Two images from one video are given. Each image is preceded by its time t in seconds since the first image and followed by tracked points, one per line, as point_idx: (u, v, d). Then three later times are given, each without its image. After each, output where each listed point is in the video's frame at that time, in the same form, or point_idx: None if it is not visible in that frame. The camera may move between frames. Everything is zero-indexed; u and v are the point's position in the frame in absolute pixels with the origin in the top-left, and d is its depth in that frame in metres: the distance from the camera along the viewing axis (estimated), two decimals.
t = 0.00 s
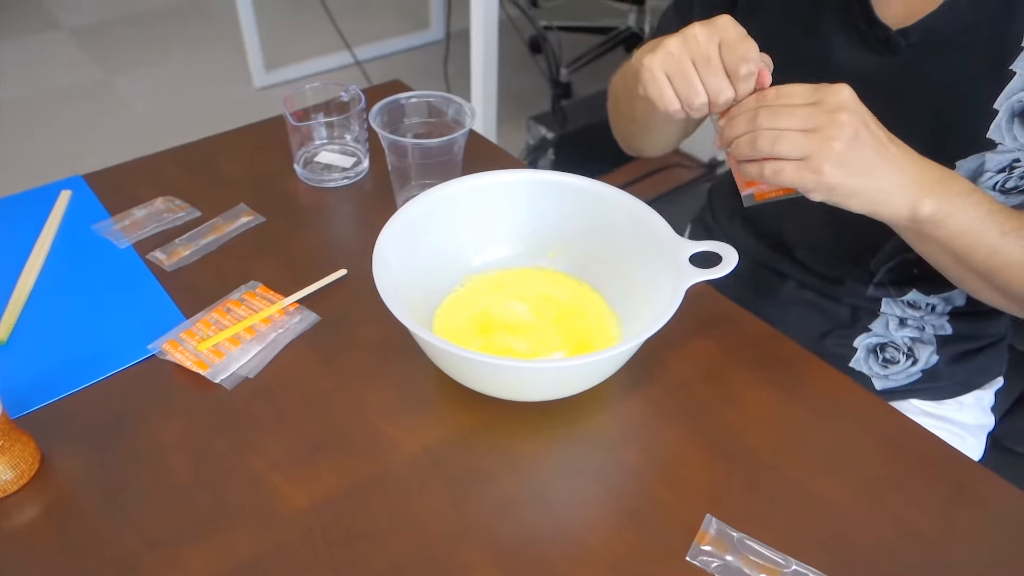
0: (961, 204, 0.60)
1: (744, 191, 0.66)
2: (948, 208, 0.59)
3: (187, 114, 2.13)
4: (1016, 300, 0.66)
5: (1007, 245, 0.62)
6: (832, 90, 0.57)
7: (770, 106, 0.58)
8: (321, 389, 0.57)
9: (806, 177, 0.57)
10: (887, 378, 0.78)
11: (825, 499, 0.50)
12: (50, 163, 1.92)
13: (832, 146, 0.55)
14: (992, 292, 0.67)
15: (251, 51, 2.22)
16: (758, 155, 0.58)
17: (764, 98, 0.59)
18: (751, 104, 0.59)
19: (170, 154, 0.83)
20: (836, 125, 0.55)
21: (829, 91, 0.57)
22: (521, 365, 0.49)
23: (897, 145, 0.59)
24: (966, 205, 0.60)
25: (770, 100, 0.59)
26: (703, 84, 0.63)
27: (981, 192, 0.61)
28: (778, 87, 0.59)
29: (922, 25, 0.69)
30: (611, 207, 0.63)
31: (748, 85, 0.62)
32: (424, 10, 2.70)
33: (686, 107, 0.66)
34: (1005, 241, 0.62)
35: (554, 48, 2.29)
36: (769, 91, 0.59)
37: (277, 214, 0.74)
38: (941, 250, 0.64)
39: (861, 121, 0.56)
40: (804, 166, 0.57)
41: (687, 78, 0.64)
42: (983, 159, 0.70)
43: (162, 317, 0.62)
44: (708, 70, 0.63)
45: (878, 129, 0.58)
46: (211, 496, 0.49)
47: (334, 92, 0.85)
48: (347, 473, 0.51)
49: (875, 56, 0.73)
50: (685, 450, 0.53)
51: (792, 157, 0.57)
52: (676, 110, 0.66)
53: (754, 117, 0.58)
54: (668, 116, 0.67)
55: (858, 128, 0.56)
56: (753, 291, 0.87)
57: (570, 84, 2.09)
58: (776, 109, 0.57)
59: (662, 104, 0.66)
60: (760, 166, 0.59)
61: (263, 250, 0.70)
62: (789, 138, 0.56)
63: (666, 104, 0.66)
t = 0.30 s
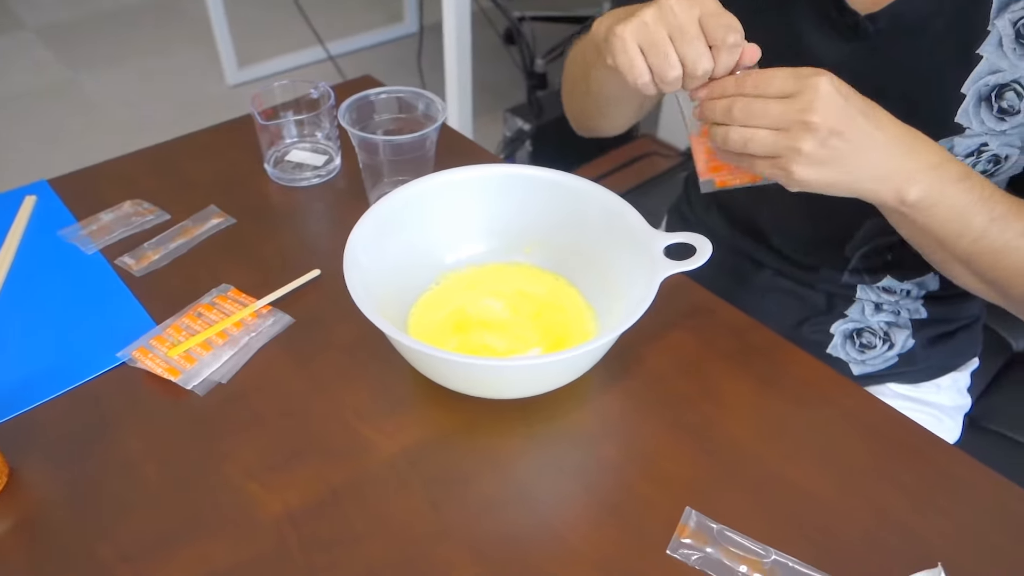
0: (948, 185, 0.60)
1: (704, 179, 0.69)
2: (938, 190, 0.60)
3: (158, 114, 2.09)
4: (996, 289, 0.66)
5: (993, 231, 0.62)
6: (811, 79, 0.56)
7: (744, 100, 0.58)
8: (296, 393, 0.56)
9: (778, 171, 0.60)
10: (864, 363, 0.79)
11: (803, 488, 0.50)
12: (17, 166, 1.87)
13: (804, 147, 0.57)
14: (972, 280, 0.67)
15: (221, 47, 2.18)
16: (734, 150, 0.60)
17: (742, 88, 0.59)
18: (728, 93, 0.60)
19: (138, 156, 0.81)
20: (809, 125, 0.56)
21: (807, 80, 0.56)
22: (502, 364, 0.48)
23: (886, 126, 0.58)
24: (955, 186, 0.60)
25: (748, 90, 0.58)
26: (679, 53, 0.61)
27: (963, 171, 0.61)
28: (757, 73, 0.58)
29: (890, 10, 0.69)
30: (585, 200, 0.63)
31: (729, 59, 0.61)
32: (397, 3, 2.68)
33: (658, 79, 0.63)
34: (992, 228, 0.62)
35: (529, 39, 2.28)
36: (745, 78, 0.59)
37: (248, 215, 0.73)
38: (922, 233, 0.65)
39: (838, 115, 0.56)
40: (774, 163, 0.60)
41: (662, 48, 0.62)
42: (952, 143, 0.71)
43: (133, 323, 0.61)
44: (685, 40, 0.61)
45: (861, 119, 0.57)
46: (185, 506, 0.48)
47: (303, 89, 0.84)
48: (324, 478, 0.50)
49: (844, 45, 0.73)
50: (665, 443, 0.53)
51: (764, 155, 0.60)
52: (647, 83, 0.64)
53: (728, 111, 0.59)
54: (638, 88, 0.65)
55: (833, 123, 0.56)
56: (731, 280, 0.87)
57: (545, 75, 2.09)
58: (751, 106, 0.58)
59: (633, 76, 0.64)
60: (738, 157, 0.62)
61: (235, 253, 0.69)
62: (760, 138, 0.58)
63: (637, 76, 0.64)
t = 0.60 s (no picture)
0: (908, 160, 0.60)
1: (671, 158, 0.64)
2: (894, 161, 0.59)
3: (155, 119, 2.09)
4: (955, 279, 0.67)
5: (952, 211, 0.62)
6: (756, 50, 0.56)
7: (695, 77, 0.58)
8: (292, 396, 0.56)
9: (735, 146, 0.59)
10: (863, 355, 0.80)
11: (798, 484, 0.50)
12: (15, 173, 1.88)
13: (757, 119, 0.57)
14: (932, 267, 0.67)
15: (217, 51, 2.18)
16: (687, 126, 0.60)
17: (692, 61, 0.58)
18: (678, 68, 0.59)
19: (133, 162, 0.82)
20: (757, 97, 0.56)
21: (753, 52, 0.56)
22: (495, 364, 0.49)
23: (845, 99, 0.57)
24: (914, 160, 0.60)
25: (696, 65, 0.58)
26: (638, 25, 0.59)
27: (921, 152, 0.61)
28: (708, 44, 0.58)
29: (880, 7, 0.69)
30: (577, 200, 0.63)
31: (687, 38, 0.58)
32: (393, 6, 2.68)
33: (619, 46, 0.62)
34: (950, 208, 0.62)
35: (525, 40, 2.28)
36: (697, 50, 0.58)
37: (244, 220, 0.73)
38: (882, 214, 0.64)
39: (789, 87, 0.56)
40: (730, 137, 0.59)
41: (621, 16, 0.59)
42: (941, 135, 0.71)
43: (128, 328, 0.61)
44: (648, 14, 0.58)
45: (817, 90, 0.56)
46: (182, 510, 0.49)
47: (297, 93, 0.84)
48: (321, 481, 0.50)
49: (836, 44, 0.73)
50: (660, 442, 0.53)
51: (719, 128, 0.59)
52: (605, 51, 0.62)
53: (681, 87, 0.59)
54: (591, 46, 0.63)
55: (787, 95, 0.56)
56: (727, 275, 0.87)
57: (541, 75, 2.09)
58: (700, 81, 0.58)
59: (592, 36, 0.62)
60: (695, 134, 0.61)
61: (230, 257, 0.69)
62: (712, 112, 0.58)
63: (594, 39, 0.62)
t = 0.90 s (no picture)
0: (872, 136, 0.57)
1: (631, 168, 0.60)
2: (857, 138, 0.56)
3: (165, 114, 2.10)
4: (927, 271, 0.63)
5: (920, 193, 0.59)
6: (714, 34, 0.52)
7: (655, 78, 0.54)
8: (302, 391, 0.56)
9: (713, 142, 0.56)
10: (872, 359, 0.79)
11: (808, 487, 0.50)
12: (26, 166, 1.89)
13: (734, 105, 0.53)
14: (903, 258, 0.64)
15: (228, 47, 2.18)
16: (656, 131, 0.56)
17: (645, 61, 0.54)
18: (632, 74, 0.56)
19: (146, 156, 0.82)
20: (729, 81, 0.52)
21: (713, 36, 0.52)
22: (506, 363, 0.49)
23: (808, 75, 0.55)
24: (878, 137, 0.57)
25: (651, 66, 0.54)
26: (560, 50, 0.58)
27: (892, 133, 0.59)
28: (657, 39, 0.53)
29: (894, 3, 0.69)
30: (589, 199, 0.63)
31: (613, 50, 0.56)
32: (402, 3, 2.68)
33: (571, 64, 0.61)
34: (918, 190, 0.59)
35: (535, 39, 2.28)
36: (646, 47, 0.54)
37: (254, 215, 0.73)
38: (845, 200, 0.61)
39: (758, 68, 0.53)
40: (707, 132, 0.55)
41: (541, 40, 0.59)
42: (952, 130, 0.69)
43: (140, 320, 0.62)
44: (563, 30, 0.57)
45: (781, 68, 0.53)
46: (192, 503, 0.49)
47: (310, 89, 0.84)
48: (330, 476, 0.50)
49: (852, 42, 0.73)
50: (669, 442, 0.53)
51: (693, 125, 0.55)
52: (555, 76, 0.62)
53: (640, 91, 0.55)
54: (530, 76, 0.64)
55: (758, 76, 0.53)
56: (739, 276, 0.87)
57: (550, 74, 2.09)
58: (661, 81, 0.54)
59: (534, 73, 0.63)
60: (664, 139, 0.57)
61: (241, 252, 0.69)
62: (681, 110, 0.54)
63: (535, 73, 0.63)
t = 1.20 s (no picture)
0: (847, 142, 0.57)
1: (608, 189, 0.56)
2: (832, 145, 0.56)
3: (169, 111, 2.10)
4: (911, 275, 0.63)
5: (896, 201, 0.58)
6: (706, 37, 0.50)
7: (647, 79, 0.51)
8: (308, 388, 0.56)
9: (704, 147, 0.53)
10: (879, 365, 0.78)
11: (815, 491, 0.50)
12: (31, 161, 1.88)
13: (729, 107, 0.51)
14: (886, 263, 0.64)
15: (235, 46, 2.18)
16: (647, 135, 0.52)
17: (636, 64, 0.52)
18: (621, 77, 0.53)
19: (152, 151, 0.82)
20: (724, 83, 0.50)
21: (705, 39, 0.50)
22: (513, 363, 0.48)
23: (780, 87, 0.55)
24: (852, 144, 0.57)
25: (642, 68, 0.52)
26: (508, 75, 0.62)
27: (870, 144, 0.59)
28: (647, 43, 0.51)
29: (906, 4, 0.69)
30: (598, 200, 0.63)
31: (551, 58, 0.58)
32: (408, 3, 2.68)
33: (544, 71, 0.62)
34: (895, 197, 0.58)
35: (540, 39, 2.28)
36: (635, 52, 0.52)
37: (261, 212, 0.73)
38: (824, 208, 0.61)
39: (748, 74, 0.51)
40: (699, 135, 0.52)
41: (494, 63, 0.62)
42: (962, 134, 0.69)
43: (145, 316, 0.61)
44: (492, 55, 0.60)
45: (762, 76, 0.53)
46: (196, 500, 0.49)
47: (317, 87, 0.84)
48: (335, 474, 0.50)
49: (863, 42, 0.73)
50: (676, 445, 0.53)
51: (686, 129, 0.52)
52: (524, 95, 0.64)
53: (632, 94, 0.52)
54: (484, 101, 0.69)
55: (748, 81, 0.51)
56: (744, 279, 0.86)
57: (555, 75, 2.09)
58: (653, 81, 0.51)
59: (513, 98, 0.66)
60: (654, 144, 0.53)
61: (247, 249, 0.69)
62: (676, 111, 0.51)
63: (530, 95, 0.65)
